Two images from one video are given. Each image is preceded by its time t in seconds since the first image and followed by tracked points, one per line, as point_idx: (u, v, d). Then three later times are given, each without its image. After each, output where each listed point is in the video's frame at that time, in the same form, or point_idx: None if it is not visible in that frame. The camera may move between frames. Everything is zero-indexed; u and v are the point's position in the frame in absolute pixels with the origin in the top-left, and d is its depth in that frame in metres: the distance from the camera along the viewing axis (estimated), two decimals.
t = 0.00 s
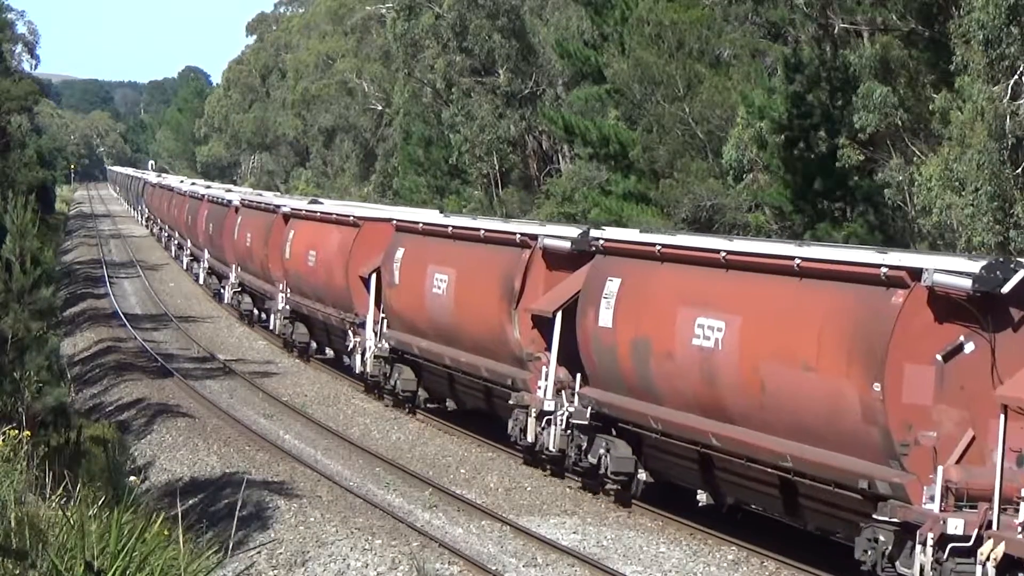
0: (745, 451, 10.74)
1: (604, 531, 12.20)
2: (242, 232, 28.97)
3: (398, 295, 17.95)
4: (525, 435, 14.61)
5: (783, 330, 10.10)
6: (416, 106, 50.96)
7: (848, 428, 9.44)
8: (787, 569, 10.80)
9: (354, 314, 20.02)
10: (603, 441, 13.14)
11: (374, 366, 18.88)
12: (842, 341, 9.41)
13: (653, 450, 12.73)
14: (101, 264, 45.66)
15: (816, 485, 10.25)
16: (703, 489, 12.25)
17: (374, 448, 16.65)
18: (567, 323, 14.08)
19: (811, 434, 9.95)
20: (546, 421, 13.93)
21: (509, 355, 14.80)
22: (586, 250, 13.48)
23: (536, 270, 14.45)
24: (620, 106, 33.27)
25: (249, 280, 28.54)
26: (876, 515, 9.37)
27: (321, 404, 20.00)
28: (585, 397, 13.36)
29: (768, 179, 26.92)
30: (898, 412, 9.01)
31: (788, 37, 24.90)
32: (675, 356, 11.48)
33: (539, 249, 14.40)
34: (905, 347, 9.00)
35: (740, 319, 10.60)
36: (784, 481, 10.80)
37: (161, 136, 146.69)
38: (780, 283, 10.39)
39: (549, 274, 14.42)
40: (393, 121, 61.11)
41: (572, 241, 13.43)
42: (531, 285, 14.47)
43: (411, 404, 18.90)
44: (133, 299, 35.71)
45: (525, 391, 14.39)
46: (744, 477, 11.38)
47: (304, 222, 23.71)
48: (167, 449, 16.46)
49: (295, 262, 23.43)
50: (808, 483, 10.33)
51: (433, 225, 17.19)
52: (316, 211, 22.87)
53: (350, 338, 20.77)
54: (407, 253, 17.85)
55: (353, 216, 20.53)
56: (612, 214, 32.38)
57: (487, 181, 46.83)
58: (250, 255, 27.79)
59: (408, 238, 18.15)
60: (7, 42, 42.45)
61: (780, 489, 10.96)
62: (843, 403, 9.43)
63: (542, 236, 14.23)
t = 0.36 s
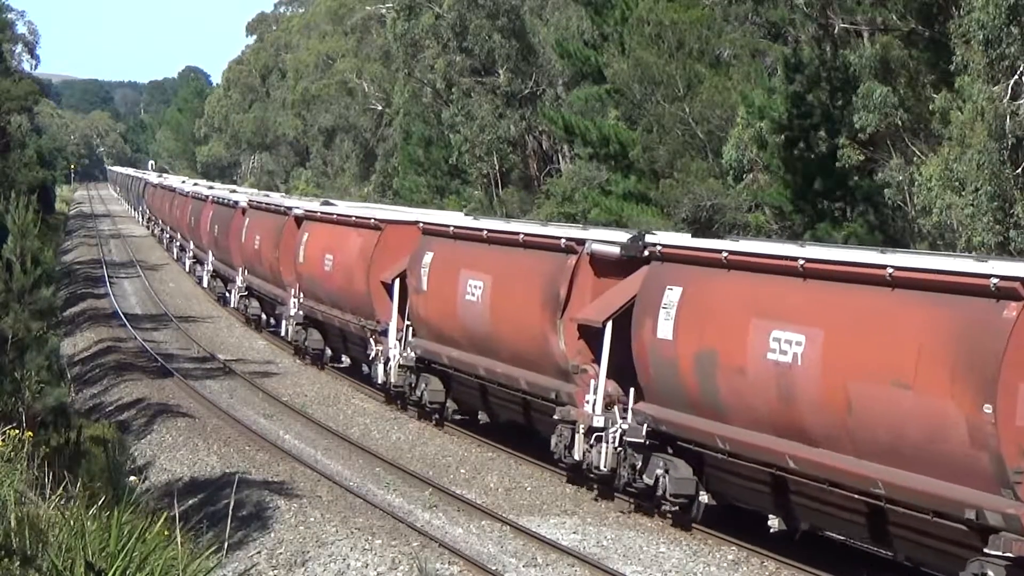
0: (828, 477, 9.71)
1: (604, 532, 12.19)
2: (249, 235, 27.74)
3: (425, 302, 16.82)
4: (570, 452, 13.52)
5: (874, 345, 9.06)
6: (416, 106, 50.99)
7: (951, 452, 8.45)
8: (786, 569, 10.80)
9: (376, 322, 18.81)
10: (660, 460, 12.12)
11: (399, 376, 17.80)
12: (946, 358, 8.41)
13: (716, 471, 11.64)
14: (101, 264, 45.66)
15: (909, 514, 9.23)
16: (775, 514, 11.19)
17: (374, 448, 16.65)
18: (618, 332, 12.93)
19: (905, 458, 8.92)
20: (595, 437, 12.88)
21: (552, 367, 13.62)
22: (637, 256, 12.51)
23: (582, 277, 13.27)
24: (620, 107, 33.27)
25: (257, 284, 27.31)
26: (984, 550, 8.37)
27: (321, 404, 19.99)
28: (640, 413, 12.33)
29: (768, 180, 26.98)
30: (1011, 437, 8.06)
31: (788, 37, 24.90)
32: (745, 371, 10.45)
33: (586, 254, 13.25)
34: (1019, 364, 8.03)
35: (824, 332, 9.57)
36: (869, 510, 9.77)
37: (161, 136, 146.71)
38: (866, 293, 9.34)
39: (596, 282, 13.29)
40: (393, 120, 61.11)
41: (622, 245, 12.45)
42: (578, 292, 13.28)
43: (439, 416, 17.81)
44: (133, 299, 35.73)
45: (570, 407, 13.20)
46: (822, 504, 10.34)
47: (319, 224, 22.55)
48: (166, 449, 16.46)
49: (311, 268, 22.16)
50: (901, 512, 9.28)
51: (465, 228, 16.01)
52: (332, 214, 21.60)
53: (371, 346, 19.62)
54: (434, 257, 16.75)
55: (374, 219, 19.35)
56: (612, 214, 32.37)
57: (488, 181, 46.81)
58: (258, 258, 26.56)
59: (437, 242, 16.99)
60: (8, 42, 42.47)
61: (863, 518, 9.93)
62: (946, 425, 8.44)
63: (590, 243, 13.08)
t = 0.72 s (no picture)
0: (927, 505, 8.86)
1: (604, 532, 12.19)
2: (259, 238, 26.87)
3: (458, 310, 15.92)
4: (622, 472, 12.62)
5: (978, 364, 8.25)
6: (416, 106, 51.02)
7: None
8: (787, 569, 10.81)
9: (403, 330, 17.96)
10: (726, 483, 11.20)
11: (427, 387, 17.16)
12: None
13: (789, 494, 10.82)
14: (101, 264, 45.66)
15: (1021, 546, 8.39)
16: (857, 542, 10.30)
17: (373, 448, 16.65)
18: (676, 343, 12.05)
19: (1016, 486, 8.11)
20: (652, 455, 11.96)
21: (601, 380, 12.73)
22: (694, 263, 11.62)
23: (636, 284, 12.45)
24: (620, 107, 33.28)
25: (268, 289, 26.47)
26: None
27: (321, 404, 19.99)
28: (705, 431, 11.49)
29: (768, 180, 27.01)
30: None
31: (788, 36, 24.92)
32: (829, 389, 9.61)
33: (639, 261, 12.41)
34: None
35: (921, 349, 8.73)
36: (971, 540, 8.93)
37: (161, 136, 146.70)
38: (970, 305, 8.49)
39: (650, 290, 12.43)
40: (393, 121, 61.15)
41: (677, 252, 11.61)
42: (631, 300, 12.45)
43: (469, 430, 16.90)
44: (133, 299, 35.74)
45: (623, 423, 12.28)
46: (915, 533, 9.50)
47: (335, 227, 21.71)
48: (167, 449, 16.47)
49: (330, 273, 21.27)
50: (1012, 544, 8.46)
51: (503, 232, 15.09)
52: (354, 218, 20.71)
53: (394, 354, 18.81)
54: (467, 262, 15.85)
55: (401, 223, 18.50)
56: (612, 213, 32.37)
57: (487, 181, 46.84)
58: (269, 262, 25.72)
59: (468, 246, 16.11)
60: (8, 42, 42.45)
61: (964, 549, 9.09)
62: None
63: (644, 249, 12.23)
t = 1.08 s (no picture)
0: None
1: (604, 532, 12.19)
2: (269, 241, 25.88)
3: (497, 320, 15.02)
4: (684, 494, 11.77)
5: None
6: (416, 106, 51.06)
7: None
8: (787, 569, 10.80)
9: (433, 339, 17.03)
10: (805, 508, 10.33)
11: (460, 401, 16.33)
12: None
13: (874, 520, 9.87)
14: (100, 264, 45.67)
15: None
16: None
17: (374, 448, 16.65)
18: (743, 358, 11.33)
19: None
20: (720, 477, 11.16)
21: (659, 395, 11.92)
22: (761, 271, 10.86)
23: (698, 295, 11.67)
24: (620, 107, 33.29)
25: (279, 294, 25.39)
26: None
27: (321, 404, 19.98)
28: (780, 453, 10.56)
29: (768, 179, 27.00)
30: None
31: (788, 37, 24.96)
32: (930, 412, 8.77)
33: (702, 268, 11.60)
34: None
35: None
36: None
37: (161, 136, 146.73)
38: None
39: (713, 300, 11.68)
40: (393, 121, 61.20)
41: (743, 259, 10.88)
42: (693, 312, 11.68)
43: (504, 444, 15.98)
44: (133, 299, 35.73)
45: (687, 442, 11.46)
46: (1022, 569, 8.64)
47: (355, 230, 20.69)
48: (167, 449, 16.47)
49: (350, 278, 20.23)
50: None
51: (549, 237, 14.21)
52: (377, 220, 19.66)
53: (420, 363, 17.87)
54: (507, 269, 14.97)
55: (429, 226, 17.48)
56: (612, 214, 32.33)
57: (488, 181, 46.88)
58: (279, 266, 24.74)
59: (507, 252, 15.24)
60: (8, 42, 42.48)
61: None
62: None
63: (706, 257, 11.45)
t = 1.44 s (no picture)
0: None
1: (604, 532, 12.19)
2: (280, 244, 25.03)
3: (536, 329, 13.98)
4: (752, 518, 10.75)
5: None
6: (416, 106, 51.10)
7: None
8: (787, 569, 10.79)
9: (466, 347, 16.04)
10: (897, 537, 9.26)
11: (496, 414, 15.37)
12: None
13: (977, 552, 8.87)
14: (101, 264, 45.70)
15: None
16: None
17: (374, 448, 16.65)
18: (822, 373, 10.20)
19: None
20: (797, 502, 10.15)
21: (727, 413, 10.85)
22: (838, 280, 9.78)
23: (771, 304, 10.56)
24: (621, 107, 33.31)
25: (291, 298, 24.53)
26: None
27: (321, 404, 19.98)
28: (869, 478, 9.47)
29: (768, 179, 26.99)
30: None
31: (788, 37, 25.01)
32: None
33: (775, 275, 10.47)
34: None
35: None
36: None
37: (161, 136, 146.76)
38: None
39: (787, 310, 10.54)
40: (393, 121, 61.24)
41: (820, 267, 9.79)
42: (765, 323, 10.59)
43: (544, 461, 14.98)
44: (133, 299, 35.74)
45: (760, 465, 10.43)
46: None
47: (375, 233, 19.76)
48: (167, 449, 16.46)
49: (372, 283, 19.24)
50: None
51: (598, 242, 13.15)
52: (400, 223, 18.72)
53: (450, 373, 16.89)
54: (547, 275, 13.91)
55: (458, 229, 16.52)
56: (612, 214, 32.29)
57: (488, 181, 46.91)
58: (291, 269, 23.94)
59: (550, 258, 14.20)
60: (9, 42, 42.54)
61: None
62: None
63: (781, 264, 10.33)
